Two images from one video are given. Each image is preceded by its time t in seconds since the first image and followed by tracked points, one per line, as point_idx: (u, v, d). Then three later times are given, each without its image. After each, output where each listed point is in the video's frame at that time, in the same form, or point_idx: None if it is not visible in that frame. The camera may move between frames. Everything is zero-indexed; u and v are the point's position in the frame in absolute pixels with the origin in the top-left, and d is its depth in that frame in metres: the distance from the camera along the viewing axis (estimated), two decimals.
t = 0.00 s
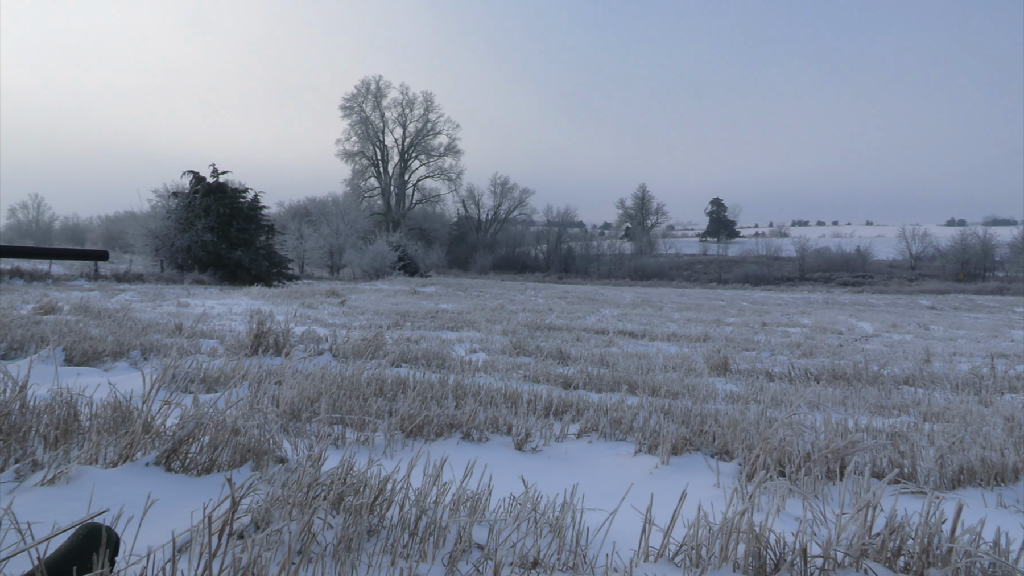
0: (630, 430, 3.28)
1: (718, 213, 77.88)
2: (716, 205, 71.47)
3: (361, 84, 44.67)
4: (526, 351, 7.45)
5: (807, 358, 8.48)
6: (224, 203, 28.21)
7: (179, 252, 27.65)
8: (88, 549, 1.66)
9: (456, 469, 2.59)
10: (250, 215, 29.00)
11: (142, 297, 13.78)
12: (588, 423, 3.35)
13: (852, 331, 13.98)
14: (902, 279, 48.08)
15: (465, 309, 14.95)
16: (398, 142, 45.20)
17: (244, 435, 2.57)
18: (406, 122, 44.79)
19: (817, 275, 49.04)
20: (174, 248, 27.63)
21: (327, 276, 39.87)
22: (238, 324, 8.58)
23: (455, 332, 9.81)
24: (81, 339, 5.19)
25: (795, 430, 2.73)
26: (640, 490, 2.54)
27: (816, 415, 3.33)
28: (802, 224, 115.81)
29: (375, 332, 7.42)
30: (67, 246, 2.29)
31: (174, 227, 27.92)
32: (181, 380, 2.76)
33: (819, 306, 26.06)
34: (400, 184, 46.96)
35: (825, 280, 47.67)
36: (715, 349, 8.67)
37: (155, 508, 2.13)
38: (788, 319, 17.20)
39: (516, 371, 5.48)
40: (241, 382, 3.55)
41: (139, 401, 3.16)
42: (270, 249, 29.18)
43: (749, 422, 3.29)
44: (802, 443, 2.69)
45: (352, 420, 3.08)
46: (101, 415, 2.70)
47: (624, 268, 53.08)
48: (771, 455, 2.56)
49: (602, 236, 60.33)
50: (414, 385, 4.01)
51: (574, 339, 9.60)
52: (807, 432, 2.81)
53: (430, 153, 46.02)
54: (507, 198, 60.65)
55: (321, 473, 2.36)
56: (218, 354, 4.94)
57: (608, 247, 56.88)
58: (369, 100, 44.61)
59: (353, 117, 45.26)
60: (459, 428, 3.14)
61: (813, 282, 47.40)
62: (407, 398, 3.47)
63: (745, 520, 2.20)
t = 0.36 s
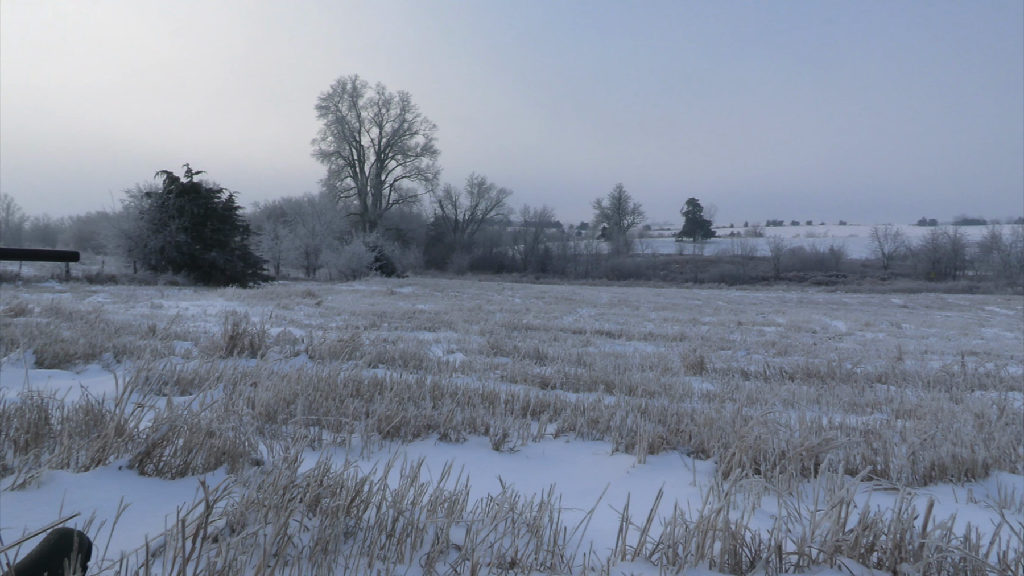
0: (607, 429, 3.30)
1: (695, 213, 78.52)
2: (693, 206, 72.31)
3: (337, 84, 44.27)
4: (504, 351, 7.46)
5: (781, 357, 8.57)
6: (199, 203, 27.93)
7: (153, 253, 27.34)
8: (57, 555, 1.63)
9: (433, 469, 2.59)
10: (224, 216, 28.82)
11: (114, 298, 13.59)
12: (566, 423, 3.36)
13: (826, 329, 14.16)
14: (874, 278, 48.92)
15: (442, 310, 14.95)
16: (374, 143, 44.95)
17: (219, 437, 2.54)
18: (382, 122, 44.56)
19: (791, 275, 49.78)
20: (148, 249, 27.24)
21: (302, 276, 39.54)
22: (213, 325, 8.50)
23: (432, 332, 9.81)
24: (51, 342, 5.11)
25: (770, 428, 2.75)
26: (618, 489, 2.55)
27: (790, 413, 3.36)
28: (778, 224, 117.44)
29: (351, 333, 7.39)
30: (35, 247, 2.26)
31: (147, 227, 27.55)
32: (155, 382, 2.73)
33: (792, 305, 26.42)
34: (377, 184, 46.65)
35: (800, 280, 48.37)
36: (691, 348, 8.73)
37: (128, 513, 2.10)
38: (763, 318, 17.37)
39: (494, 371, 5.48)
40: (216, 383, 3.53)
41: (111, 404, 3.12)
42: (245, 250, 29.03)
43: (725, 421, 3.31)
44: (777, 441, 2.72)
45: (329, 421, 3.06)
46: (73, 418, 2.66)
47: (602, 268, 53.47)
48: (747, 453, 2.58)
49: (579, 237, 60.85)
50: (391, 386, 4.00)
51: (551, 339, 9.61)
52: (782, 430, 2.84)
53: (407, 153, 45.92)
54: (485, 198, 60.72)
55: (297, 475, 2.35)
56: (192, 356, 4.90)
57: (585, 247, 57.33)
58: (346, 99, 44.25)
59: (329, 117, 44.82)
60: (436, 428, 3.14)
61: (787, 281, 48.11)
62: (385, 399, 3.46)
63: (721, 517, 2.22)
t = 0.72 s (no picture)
0: (587, 428, 3.31)
1: (673, 213, 79.23)
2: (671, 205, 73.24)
3: (314, 83, 43.84)
4: (483, 351, 7.46)
5: (760, 356, 8.64)
6: (175, 203, 27.65)
7: (128, 254, 27.08)
8: (31, 559, 1.61)
9: (412, 470, 2.58)
10: (201, 216, 28.57)
11: (88, 300, 13.41)
12: (545, 423, 3.37)
13: (803, 328, 14.30)
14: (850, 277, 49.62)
15: (421, 310, 14.92)
16: (352, 143, 44.63)
17: (196, 439, 2.53)
18: (360, 122, 44.25)
19: (769, 274, 50.40)
20: (123, 249, 26.95)
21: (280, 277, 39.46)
22: (189, 327, 8.41)
23: (411, 333, 9.78)
24: (24, 344, 5.03)
25: (748, 427, 2.78)
26: (597, 488, 2.56)
27: (768, 411, 3.38)
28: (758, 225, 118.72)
29: (329, 334, 7.35)
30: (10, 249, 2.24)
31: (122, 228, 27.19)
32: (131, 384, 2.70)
33: (769, 304, 26.71)
34: (355, 184, 46.32)
35: (777, 279, 48.97)
36: (670, 348, 8.77)
37: (103, 516, 2.08)
38: (742, 317, 17.49)
39: (474, 372, 5.48)
40: (193, 385, 3.51)
41: (86, 407, 3.08)
42: (222, 250, 28.87)
43: (703, 419, 3.34)
44: (754, 439, 2.74)
45: (307, 423, 3.05)
46: (46, 422, 2.63)
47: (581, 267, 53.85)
48: (724, 451, 2.60)
49: (557, 236, 61.45)
50: (370, 388, 3.98)
51: (531, 339, 9.61)
52: (760, 428, 2.86)
53: (385, 153, 45.73)
54: (463, 198, 60.78)
55: (275, 477, 2.33)
56: (169, 357, 4.85)
57: (564, 247, 57.86)
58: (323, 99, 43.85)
59: (307, 117, 44.35)
60: (416, 429, 3.13)
61: (765, 281, 48.67)
62: (364, 400, 3.45)
63: (699, 516, 2.23)
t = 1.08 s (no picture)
0: (566, 428, 3.32)
1: (650, 213, 80.28)
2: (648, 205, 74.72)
3: (292, 83, 43.62)
4: (462, 351, 7.46)
5: (737, 354, 8.72)
6: (150, 203, 27.47)
7: (102, 255, 26.76)
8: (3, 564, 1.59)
9: (391, 471, 2.58)
10: (177, 216, 28.35)
11: (61, 301, 13.25)
12: (524, 422, 3.38)
13: (780, 327, 14.48)
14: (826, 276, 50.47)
15: (400, 310, 14.93)
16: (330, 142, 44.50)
17: (172, 442, 2.51)
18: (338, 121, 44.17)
19: (746, 274, 51.17)
20: (97, 250, 26.62)
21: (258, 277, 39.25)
22: (165, 328, 8.34)
23: (390, 333, 9.77)
24: None
25: (726, 425, 2.80)
26: (576, 488, 2.57)
27: (745, 410, 3.41)
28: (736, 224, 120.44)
29: (307, 334, 7.33)
30: None
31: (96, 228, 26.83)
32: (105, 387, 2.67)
33: (744, 303, 27.07)
34: (333, 184, 46.11)
35: (753, 279, 49.69)
36: (648, 347, 8.83)
37: (77, 520, 2.05)
38: (720, 316, 17.68)
39: (453, 372, 5.48)
40: (168, 387, 3.49)
41: (59, 409, 3.05)
42: (198, 251, 28.80)
43: (681, 417, 3.36)
44: (732, 437, 2.76)
45: (285, 424, 3.04)
46: (18, 425, 2.59)
47: (560, 267, 54.36)
48: (702, 450, 2.62)
49: (535, 236, 62.23)
50: (349, 388, 3.97)
51: (510, 338, 9.63)
52: (737, 426, 2.89)
53: (363, 153, 45.63)
54: (441, 198, 60.88)
55: (253, 479, 2.32)
56: (144, 358, 4.80)
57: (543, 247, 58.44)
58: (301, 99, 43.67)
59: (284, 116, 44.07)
60: (394, 429, 3.12)
61: (742, 280, 49.38)
62: (342, 401, 3.43)
63: (676, 513, 2.24)
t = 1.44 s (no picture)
0: (546, 427, 3.33)
1: (630, 214, 81.15)
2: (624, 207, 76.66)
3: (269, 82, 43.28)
4: (442, 352, 7.45)
5: (715, 353, 8.78)
6: (125, 204, 27.46)
7: (76, 255, 26.39)
8: None
9: (370, 472, 2.57)
10: (152, 217, 28.43)
11: (33, 303, 13.07)
12: (504, 422, 3.38)
13: (758, 326, 14.61)
14: (803, 276, 51.20)
15: (380, 311, 14.91)
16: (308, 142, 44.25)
17: (148, 444, 2.49)
18: (316, 121, 43.95)
19: (724, 274, 51.86)
20: (71, 250, 26.13)
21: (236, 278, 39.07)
22: (141, 329, 8.26)
23: (369, 334, 9.74)
24: None
25: (705, 424, 2.82)
26: (555, 487, 2.58)
27: (724, 408, 3.44)
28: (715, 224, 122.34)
29: (285, 334, 7.30)
30: None
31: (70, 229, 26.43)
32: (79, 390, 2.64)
33: (723, 302, 27.33)
34: (312, 184, 45.86)
35: (732, 279, 50.33)
36: (628, 347, 8.87)
37: (52, 524, 2.03)
38: (698, 316, 17.85)
39: (433, 372, 5.47)
40: (145, 390, 3.46)
41: (32, 412, 3.01)
42: (175, 251, 28.80)
43: (660, 416, 3.38)
44: (710, 435, 2.78)
45: (264, 426, 3.02)
46: None
47: (540, 267, 54.82)
48: (681, 449, 2.64)
49: (515, 237, 62.81)
50: (328, 389, 3.96)
51: (490, 339, 9.64)
52: (715, 425, 2.91)
53: (342, 153, 45.44)
54: (421, 198, 60.86)
55: (230, 481, 2.30)
56: (118, 361, 4.75)
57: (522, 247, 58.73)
58: (278, 98, 43.37)
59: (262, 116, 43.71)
60: (374, 430, 3.11)
61: (720, 280, 49.96)
62: (322, 402, 3.41)
63: (656, 512, 2.25)
